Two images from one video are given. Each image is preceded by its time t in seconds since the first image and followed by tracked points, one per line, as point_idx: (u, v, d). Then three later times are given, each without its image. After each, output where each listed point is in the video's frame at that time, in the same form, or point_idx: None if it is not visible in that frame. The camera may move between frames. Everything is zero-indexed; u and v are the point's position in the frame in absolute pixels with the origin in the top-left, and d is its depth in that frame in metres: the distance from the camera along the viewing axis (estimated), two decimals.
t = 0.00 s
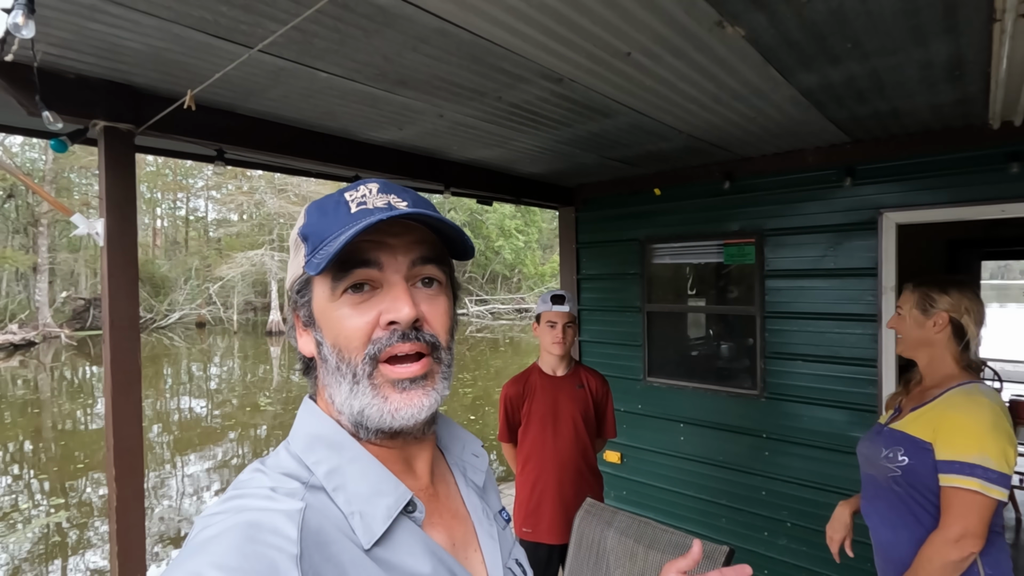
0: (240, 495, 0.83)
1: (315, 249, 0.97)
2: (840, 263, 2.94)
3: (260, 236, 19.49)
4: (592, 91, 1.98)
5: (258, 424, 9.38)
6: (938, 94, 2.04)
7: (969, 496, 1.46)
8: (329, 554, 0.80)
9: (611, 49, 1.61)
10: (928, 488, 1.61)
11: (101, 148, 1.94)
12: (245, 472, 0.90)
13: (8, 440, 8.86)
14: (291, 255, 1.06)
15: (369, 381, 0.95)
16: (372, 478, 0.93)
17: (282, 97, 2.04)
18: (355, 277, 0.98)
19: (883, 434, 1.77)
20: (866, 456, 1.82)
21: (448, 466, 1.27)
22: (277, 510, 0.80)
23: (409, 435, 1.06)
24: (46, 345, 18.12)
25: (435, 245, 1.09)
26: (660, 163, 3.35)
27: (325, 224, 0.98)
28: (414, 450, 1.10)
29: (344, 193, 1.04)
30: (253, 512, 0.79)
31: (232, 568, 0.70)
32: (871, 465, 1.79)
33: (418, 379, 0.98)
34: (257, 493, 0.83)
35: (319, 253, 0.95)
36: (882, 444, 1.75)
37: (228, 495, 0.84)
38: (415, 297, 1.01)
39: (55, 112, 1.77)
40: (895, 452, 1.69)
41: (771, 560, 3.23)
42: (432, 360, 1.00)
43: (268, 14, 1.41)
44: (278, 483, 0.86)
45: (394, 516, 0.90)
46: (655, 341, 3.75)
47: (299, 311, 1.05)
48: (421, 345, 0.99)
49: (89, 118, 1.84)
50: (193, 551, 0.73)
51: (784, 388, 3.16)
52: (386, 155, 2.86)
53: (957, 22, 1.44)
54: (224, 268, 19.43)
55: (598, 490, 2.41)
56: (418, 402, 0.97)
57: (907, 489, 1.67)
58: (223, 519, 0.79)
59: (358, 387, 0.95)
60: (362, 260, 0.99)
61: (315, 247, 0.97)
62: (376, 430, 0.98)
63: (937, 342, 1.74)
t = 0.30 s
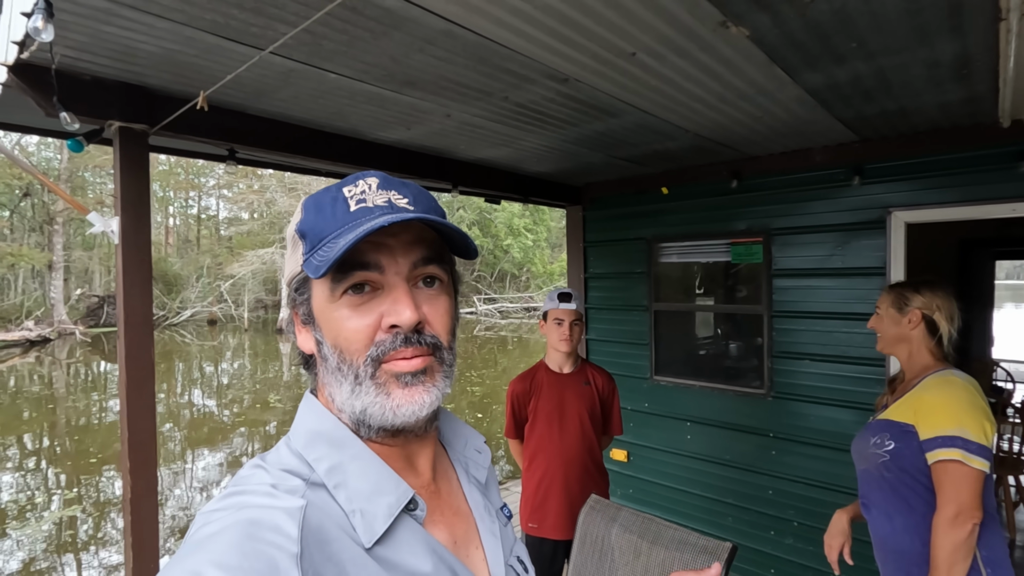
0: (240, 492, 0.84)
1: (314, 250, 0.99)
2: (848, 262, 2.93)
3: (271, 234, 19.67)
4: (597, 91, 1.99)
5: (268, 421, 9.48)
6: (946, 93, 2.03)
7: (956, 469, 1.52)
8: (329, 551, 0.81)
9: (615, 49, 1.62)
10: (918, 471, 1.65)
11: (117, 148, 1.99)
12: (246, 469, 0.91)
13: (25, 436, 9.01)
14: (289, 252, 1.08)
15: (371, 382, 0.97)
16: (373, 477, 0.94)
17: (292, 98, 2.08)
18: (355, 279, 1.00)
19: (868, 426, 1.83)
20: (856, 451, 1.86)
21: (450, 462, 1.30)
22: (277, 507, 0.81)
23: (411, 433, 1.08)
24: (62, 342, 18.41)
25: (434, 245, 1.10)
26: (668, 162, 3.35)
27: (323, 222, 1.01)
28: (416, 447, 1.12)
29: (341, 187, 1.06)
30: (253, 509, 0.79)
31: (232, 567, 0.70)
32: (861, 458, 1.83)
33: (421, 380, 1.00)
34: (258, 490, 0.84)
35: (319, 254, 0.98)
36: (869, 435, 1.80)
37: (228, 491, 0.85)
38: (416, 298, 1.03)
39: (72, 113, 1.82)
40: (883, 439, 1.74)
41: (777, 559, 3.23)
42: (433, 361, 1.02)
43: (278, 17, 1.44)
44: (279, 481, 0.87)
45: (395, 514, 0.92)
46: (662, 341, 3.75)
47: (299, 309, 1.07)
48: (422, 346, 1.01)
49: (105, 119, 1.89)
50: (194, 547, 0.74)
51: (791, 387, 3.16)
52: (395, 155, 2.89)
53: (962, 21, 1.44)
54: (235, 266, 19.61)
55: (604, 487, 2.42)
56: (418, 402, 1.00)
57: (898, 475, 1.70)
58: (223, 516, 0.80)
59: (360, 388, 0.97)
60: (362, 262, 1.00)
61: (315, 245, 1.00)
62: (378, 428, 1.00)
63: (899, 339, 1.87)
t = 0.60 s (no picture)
0: (246, 488, 0.85)
1: (319, 249, 1.01)
2: (857, 262, 2.91)
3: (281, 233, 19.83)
4: (604, 90, 2.00)
5: (277, 418, 9.57)
6: (956, 91, 2.02)
7: (972, 466, 1.52)
8: (335, 547, 0.83)
9: (622, 49, 1.63)
10: (929, 469, 1.65)
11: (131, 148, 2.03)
12: (251, 465, 0.92)
13: (41, 430, 9.17)
14: (293, 249, 1.11)
15: (377, 382, 0.99)
16: (379, 474, 0.95)
17: (303, 99, 2.11)
18: (361, 280, 1.02)
19: (874, 424, 1.82)
20: (861, 450, 1.85)
21: (455, 458, 1.32)
22: (284, 503, 0.82)
23: (416, 430, 1.09)
24: (76, 338, 18.68)
25: (440, 245, 1.11)
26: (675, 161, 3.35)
27: (327, 220, 1.03)
28: (421, 444, 1.13)
29: (345, 184, 1.08)
30: (260, 505, 0.81)
31: (238, 564, 0.72)
32: (866, 457, 1.82)
33: (426, 380, 1.02)
34: (264, 486, 0.85)
35: (323, 253, 1.00)
36: (875, 433, 1.79)
37: (234, 487, 0.86)
38: (421, 300, 1.05)
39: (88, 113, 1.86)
40: (893, 437, 1.73)
41: (784, 558, 3.23)
42: (438, 362, 1.04)
43: (289, 19, 1.46)
44: (285, 477, 0.89)
45: (400, 511, 0.93)
46: (669, 340, 3.76)
47: (304, 306, 1.09)
48: (428, 346, 1.03)
49: (120, 120, 1.93)
50: (201, 543, 0.76)
51: (799, 387, 3.16)
52: (403, 154, 2.91)
53: (970, 19, 1.43)
54: (246, 264, 19.77)
55: (609, 484, 2.44)
56: (421, 402, 1.01)
57: (909, 471, 1.69)
58: (229, 512, 0.81)
59: (365, 388, 0.99)
60: (367, 264, 1.02)
61: (319, 243, 1.02)
62: (382, 426, 1.03)
63: (908, 341, 1.85)
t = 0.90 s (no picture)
0: (241, 489, 0.84)
1: (356, 236, 0.97)
2: (866, 261, 2.89)
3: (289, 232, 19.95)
4: (610, 89, 2.00)
5: (286, 416, 9.64)
6: (967, 88, 2.00)
7: (1005, 475, 1.51)
8: (333, 547, 0.82)
9: (628, 48, 1.63)
10: (952, 477, 1.64)
11: (142, 148, 2.05)
12: (245, 467, 0.91)
13: (54, 427, 9.30)
14: (290, 239, 1.00)
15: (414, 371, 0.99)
16: (376, 473, 0.96)
17: (312, 99, 2.13)
18: (403, 267, 1.00)
19: (893, 429, 1.80)
20: (877, 455, 1.82)
21: (449, 455, 1.32)
22: (280, 504, 0.81)
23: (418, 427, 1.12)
24: (88, 336, 18.90)
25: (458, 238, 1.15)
26: (683, 159, 3.34)
27: (361, 207, 1.00)
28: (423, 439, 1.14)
29: (367, 173, 1.05)
30: (255, 507, 0.80)
31: (235, 567, 0.71)
32: (885, 461, 1.79)
33: (459, 368, 1.05)
34: (258, 487, 0.84)
35: (367, 240, 0.97)
36: (897, 439, 1.76)
37: (227, 489, 0.85)
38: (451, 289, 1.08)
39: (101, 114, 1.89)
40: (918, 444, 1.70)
41: (792, 559, 3.21)
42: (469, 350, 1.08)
43: (297, 20, 1.48)
44: (279, 478, 0.88)
45: (399, 510, 0.93)
46: (677, 339, 3.75)
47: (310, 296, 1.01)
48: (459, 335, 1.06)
49: (132, 120, 1.95)
50: (196, 546, 0.74)
51: (807, 387, 3.14)
52: (411, 153, 2.93)
53: (979, 16, 1.42)
54: (255, 263, 19.91)
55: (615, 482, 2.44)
56: (457, 389, 1.04)
57: (931, 479, 1.68)
58: (225, 514, 0.80)
59: (399, 377, 0.98)
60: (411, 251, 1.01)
61: (355, 230, 0.98)
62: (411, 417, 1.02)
63: (931, 343, 1.83)
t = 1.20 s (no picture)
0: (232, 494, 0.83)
1: (385, 224, 0.99)
2: (874, 261, 2.87)
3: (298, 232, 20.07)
4: (614, 89, 2.00)
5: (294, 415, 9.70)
6: (974, 87, 1.98)
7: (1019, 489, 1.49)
8: (329, 551, 0.82)
9: (631, 48, 1.64)
10: (961, 486, 1.63)
11: (151, 149, 2.08)
12: (236, 472, 0.90)
13: (66, 424, 9.41)
14: (307, 229, 0.96)
15: (438, 352, 1.03)
16: (371, 476, 0.96)
17: (318, 100, 2.15)
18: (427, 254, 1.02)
19: (902, 435, 1.79)
20: (885, 461, 1.82)
21: (441, 454, 1.32)
22: (274, 509, 0.81)
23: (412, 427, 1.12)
24: (99, 335, 19.10)
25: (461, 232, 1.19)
26: (688, 159, 3.34)
27: (387, 198, 1.02)
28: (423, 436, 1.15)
29: (384, 170, 1.08)
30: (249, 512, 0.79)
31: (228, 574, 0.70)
32: (893, 468, 1.78)
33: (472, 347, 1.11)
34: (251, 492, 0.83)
35: (396, 227, 0.99)
36: (906, 447, 1.76)
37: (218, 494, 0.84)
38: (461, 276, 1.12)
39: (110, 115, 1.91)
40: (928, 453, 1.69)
41: (798, 561, 3.20)
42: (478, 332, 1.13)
43: (302, 22, 1.49)
44: (272, 482, 0.87)
45: (395, 512, 0.94)
46: (683, 340, 3.74)
47: (326, 288, 0.98)
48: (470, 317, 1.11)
49: (141, 121, 1.98)
50: (189, 552, 0.74)
51: (814, 387, 3.12)
52: (417, 154, 2.94)
53: (985, 14, 1.41)
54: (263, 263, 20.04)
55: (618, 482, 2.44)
56: (477, 365, 1.09)
57: (941, 488, 1.67)
58: (218, 519, 0.79)
59: (425, 359, 1.01)
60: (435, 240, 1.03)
61: (384, 219, 1.00)
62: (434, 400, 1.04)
63: (943, 345, 1.82)
